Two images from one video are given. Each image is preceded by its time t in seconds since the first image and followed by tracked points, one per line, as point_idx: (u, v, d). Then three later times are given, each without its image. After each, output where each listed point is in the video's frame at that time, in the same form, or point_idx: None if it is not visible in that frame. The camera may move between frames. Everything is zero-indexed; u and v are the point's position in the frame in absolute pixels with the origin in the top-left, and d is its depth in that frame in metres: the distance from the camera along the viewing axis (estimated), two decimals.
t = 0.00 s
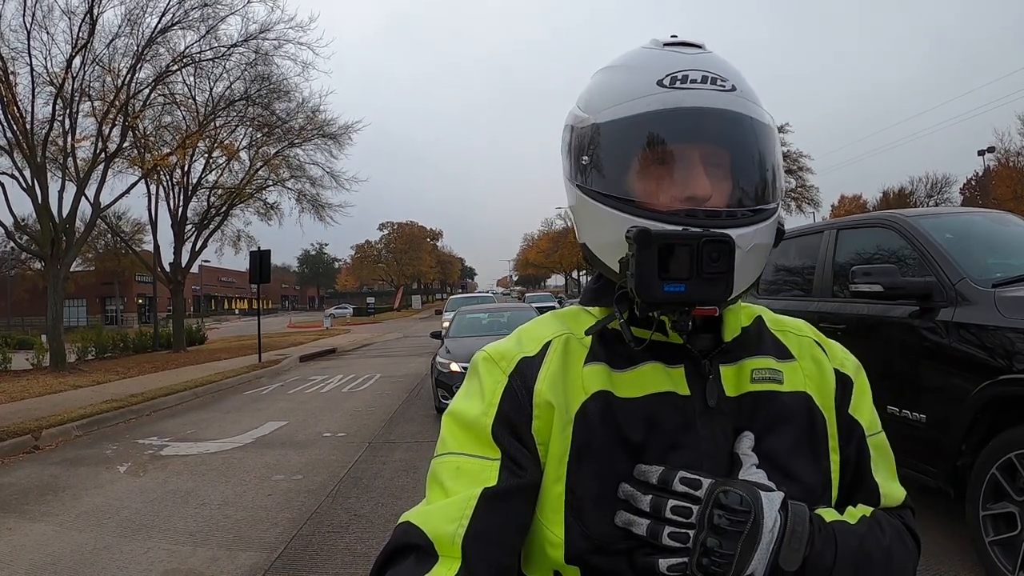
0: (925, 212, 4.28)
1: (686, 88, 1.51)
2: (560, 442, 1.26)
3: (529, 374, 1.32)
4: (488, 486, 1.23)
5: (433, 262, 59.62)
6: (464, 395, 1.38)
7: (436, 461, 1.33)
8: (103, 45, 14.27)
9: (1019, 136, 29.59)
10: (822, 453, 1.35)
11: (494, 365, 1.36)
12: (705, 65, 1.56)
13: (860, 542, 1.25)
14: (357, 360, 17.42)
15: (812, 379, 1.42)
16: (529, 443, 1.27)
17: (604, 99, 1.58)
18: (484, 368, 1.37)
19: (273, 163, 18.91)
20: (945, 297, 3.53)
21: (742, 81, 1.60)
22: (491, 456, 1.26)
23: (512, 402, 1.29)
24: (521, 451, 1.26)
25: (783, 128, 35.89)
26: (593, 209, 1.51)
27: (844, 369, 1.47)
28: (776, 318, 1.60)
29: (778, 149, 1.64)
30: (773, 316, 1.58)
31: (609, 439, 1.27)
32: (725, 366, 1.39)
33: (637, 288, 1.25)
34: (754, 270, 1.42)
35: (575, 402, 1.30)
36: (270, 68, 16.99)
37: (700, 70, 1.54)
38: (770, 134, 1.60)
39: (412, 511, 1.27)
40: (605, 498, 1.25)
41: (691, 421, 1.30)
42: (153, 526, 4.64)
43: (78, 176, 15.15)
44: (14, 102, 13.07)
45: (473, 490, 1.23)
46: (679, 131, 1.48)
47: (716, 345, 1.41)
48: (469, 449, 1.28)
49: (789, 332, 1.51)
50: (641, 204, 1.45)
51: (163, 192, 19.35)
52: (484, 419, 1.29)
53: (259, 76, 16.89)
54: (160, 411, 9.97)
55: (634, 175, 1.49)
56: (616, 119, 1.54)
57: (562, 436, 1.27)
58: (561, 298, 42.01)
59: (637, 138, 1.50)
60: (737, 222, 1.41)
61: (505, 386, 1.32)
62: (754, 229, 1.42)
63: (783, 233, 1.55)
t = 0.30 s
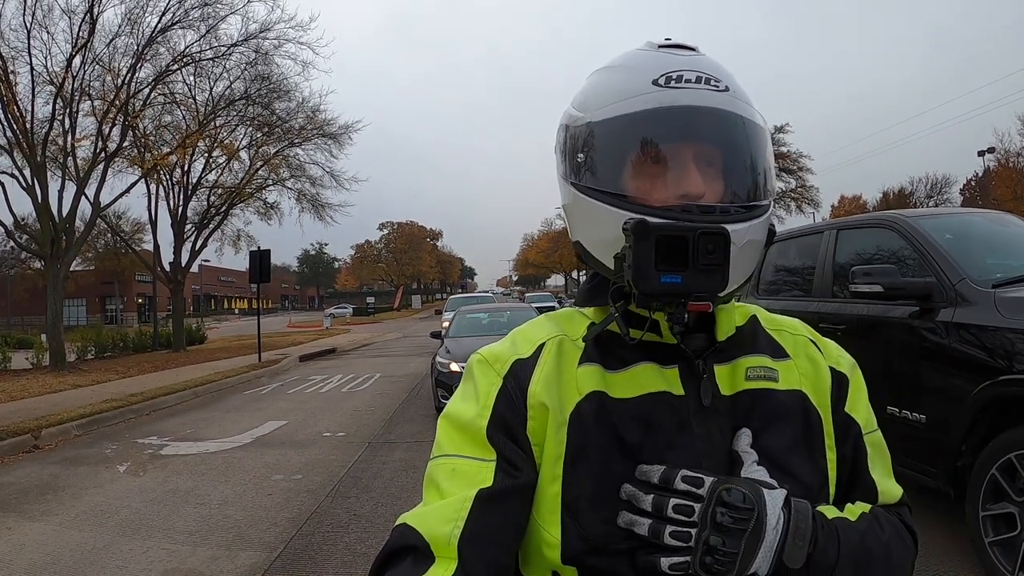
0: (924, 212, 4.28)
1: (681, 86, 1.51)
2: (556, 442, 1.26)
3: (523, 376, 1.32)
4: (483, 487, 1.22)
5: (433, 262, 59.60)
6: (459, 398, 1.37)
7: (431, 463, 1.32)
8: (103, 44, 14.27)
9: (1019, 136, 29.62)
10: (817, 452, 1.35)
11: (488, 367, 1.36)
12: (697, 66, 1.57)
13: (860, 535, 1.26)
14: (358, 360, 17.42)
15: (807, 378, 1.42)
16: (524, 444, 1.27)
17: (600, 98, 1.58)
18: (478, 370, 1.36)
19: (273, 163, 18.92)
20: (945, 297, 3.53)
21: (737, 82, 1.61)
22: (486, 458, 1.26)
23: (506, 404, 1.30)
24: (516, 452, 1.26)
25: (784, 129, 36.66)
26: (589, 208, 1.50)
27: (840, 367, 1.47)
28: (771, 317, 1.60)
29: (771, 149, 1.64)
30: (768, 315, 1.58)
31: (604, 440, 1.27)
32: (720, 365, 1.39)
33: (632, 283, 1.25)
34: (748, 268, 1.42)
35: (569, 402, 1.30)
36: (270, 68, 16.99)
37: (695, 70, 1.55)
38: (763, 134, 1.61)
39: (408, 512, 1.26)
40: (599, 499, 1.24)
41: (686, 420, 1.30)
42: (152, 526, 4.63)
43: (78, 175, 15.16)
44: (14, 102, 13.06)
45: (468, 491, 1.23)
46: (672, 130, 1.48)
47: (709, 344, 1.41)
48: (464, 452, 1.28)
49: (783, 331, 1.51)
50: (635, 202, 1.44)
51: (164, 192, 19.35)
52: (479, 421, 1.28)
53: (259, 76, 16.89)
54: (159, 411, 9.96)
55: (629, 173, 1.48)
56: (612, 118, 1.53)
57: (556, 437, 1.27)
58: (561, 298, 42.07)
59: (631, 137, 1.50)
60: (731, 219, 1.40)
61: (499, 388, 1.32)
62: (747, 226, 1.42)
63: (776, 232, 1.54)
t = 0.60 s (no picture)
0: (924, 212, 4.28)
1: (669, 86, 1.51)
2: (555, 444, 1.27)
3: (521, 376, 1.32)
4: (483, 488, 1.22)
5: (433, 262, 59.62)
6: (459, 398, 1.37)
7: (431, 464, 1.32)
8: (103, 45, 14.28)
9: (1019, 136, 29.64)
10: (820, 452, 1.35)
11: (487, 368, 1.36)
12: (684, 63, 1.56)
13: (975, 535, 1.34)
14: (358, 360, 17.42)
15: (809, 378, 1.42)
16: (524, 445, 1.27)
17: (589, 101, 1.58)
18: (477, 371, 1.36)
19: (273, 163, 18.93)
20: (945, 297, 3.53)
21: (725, 78, 1.60)
22: (486, 459, 1.26)
23: (505, 405, 1.29)
24: (515, 453, 1.26)
25: (784, 130, 36.76)
26: (581, 212, 1.50)
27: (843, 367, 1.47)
28: (772, 317, 1.60)
29: (763, 144, 1.64)
30: (770, 315, 1.58)
31: (603, 441, 1.27)
32: (720, 366, 1.38)
33: (627, 283, 1.25)
34: (746, 267, 1.42)
35: (568, 403, 1.30)
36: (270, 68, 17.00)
37: (682, 68, 1.54)
38: (754, 129, 1.60)
39: (408, 513, 1.26)
40: (600, 500, 1.24)
41: (687, 420, 1.30)
42: (152, 526, 4.63)
43: (78, 175, 15.17)
44: (14, 102, 13.07)
45: (467, 493, 1.23)
46: (662, 130, 1.48)
47: (710, 345, 1.41)
48: (464, 453, 1.28)
49: (784, 331, 1.51)
50: (629, 203, 1.44)
51: (164, 191, 19.36)
52: (478, 422, 1.28)
53: (259, 76, 16.91)
54: (159, 411, 9.96)
55: (622, 175, 1.48)
56: (601, 121, 1.53)
57: (556, 438, 1.27)
58: (561, 298, 42.17)
59: (623, 139, 1.50)
60: (724, 217, 1.40)
61: (499, 389, 1.31)
62: (742, 223, 1.41)
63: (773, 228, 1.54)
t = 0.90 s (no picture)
0: (922, 212, 4.27)
1: (658, 86, 1.51)
2: (552, 446, 1.27)
3: (518, 377, 1.32)
4: (481, 489, 1.23)
5: (433, 262, 59.61)
6: (457, 400, 1.37)
7: (429, 466, 1.32)
8: (103, 45, 14.29)
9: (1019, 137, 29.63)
10: (821, 450, 1.35)
11: (484, 371, 1.36)
12: (673, 63, 1.56)
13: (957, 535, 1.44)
14: (358, 360, 17.42)
15: (808, 374, 1.42)
16: (521, 446, 1.28)
17: (581, 102, 1.58)
18: (474, 374, 1.36)
19: (273, 163, 18.94)
20: (945, 298, 3.53)
21: (716, 76, 1.60)
22: (484, 461, 1.26)
23: (502, 407, 1.29)
24: (513, 456, 1.26)
25: (784, 129, 36.94)
26: (574, 214, 1.51)
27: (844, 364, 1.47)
28: (770, 314, 1.60)
29: (757, 142, 1.63)
30: (769, 312, 1.58)
31: (599, 442, 1.27)
32: (717, 365, 1.38)
33: (607, 290, 1.26)
34: (739, 267, 1.41)
35: (565, 404, 1.30)
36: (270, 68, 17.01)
37: (671, 68, 1.54)
38: (748, 127, 1.60)
39: (408, 515, 1.26)
40: (598, 502, 1.24)
41: (685, 421, 1.30)
42: (152, 526, 4.63)
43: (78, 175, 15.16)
44: (14, 101, 13.07)
45: (466, 494, 1.23)
46: (654, 130, 1.48)
47: (707, 345, 1.41)
48: (462, 455, 1.28)
49: (783, 328, 1.51)
50: (620, 206, 1.44)
51: (164, 191, 19.37)
52: (476, 425, 1.28)
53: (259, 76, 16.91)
54: (159, 411, 9.96)
55: (614, 177, 1.48)
56: (592, 123, 1.54)
57: (554, 439, 1.27)
58: (561, 298, 42.16)
59: (614, 140, 1.50)
60: (713, 218, 1.40)
61: (495, 391, 1.31)
62: (733, 223, 1.41)
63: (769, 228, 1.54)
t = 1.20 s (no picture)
0: (925, 212, 4.28)
1: (674, 85, 1.51)
2: (552, 445, 1.27)
3: (519, 376, 1.32)
4: (481, 488, 1.22)
5: (433, 262, 59.58)
6: (458, 398, 1.37)
7: (429, 464, 1.31)
8: (103, 44, 14.29)
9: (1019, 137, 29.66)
10: (821, 452, 1.35)
11: (485, 369, 1.36)
12: (690, 64, 1.57)
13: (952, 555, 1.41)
14: (358, 360, 17.41)
15: (807, 375, 1.42)
16: (522, 445, 1.28)
17: (596, 97, 1.58)
18: (475, 372, 1.36)
19: (273, 163, 18.94)
20: (945, 298, 3.53)
21: (732, 80, 1.60)
22: (484, 459, 1.26)
23: (503, 406, 1.29)
24: (513, 455, 1.26)
25: (784, 129, 36.98)
26: (581, 206, 1.50)
27: (842, 367, 1.47)
28: (770, 315, 1.59)
29: (768, 147, 1.63)
30: (769, 314, 1.58)
31: (598, 443, 1.27)
32: (717, 367, 1.38)
33: (610, 286, 1.26)
34: (741, 268, 1.41)
35: (566, 404, 1.30)
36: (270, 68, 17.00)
37: (688, 69, 1.55)
38: (759, 132, 1.60)
39: (407, 514, 1.25)
40: (597, 503, 1.24)
41: (684, 423, 1.29)
42: (152, 526, 4.63)
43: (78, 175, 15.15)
44: (14, 101, 13.06)
45: (466, 493, 1.23)
46: (667, 129, 1.48)
47: (707, 346, 1.41)
48: (462, 453, 1.28)
49: (783, 329, 1.51)
50: (630, 201, 1.44)
51: (164, 191, 19.36)
52: (476, 423, 1.28)
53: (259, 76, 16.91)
54: (159, 411, 9.95)
55: (624, 173, 1.48)
56: (606, 117, 1.54)
57: (554, 439, 1.27)
58: (562, 297, 42.17)
59: (627, 135, 1.50)
60: (719, 219, 1.40)
61: (497, 390, 1.31)
62: (739, 225, 1.41)
63: (773, 231, 1.54)
